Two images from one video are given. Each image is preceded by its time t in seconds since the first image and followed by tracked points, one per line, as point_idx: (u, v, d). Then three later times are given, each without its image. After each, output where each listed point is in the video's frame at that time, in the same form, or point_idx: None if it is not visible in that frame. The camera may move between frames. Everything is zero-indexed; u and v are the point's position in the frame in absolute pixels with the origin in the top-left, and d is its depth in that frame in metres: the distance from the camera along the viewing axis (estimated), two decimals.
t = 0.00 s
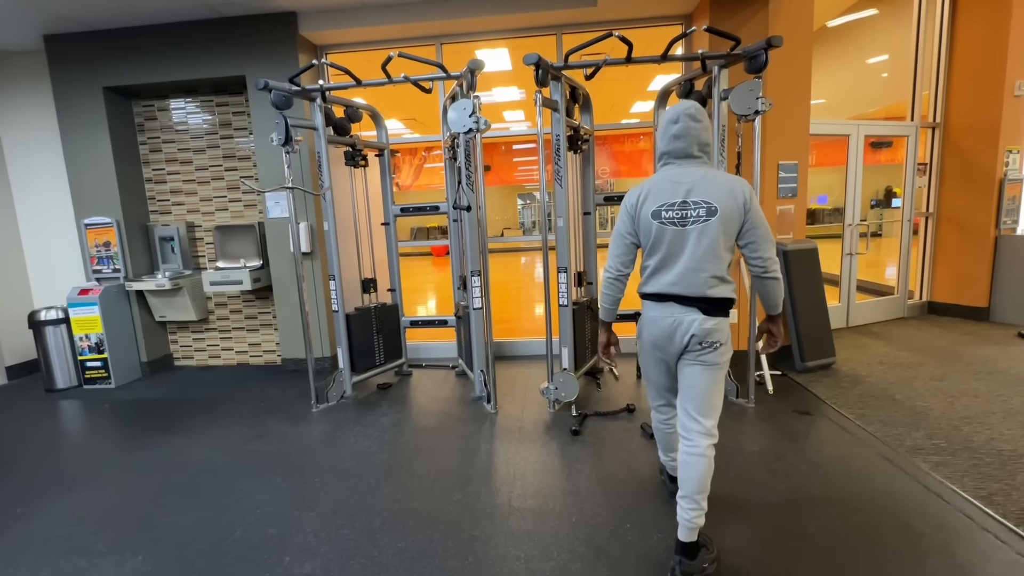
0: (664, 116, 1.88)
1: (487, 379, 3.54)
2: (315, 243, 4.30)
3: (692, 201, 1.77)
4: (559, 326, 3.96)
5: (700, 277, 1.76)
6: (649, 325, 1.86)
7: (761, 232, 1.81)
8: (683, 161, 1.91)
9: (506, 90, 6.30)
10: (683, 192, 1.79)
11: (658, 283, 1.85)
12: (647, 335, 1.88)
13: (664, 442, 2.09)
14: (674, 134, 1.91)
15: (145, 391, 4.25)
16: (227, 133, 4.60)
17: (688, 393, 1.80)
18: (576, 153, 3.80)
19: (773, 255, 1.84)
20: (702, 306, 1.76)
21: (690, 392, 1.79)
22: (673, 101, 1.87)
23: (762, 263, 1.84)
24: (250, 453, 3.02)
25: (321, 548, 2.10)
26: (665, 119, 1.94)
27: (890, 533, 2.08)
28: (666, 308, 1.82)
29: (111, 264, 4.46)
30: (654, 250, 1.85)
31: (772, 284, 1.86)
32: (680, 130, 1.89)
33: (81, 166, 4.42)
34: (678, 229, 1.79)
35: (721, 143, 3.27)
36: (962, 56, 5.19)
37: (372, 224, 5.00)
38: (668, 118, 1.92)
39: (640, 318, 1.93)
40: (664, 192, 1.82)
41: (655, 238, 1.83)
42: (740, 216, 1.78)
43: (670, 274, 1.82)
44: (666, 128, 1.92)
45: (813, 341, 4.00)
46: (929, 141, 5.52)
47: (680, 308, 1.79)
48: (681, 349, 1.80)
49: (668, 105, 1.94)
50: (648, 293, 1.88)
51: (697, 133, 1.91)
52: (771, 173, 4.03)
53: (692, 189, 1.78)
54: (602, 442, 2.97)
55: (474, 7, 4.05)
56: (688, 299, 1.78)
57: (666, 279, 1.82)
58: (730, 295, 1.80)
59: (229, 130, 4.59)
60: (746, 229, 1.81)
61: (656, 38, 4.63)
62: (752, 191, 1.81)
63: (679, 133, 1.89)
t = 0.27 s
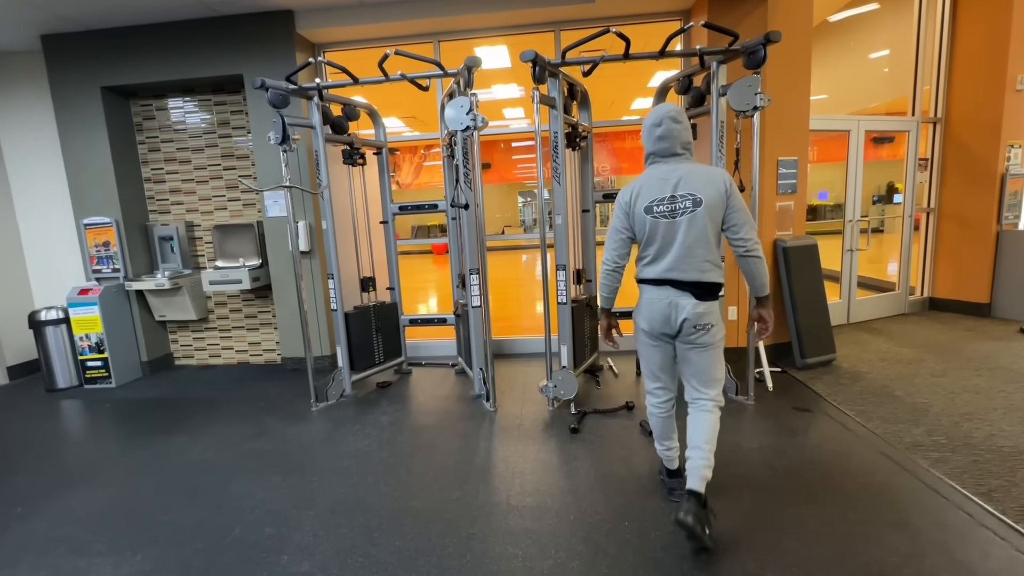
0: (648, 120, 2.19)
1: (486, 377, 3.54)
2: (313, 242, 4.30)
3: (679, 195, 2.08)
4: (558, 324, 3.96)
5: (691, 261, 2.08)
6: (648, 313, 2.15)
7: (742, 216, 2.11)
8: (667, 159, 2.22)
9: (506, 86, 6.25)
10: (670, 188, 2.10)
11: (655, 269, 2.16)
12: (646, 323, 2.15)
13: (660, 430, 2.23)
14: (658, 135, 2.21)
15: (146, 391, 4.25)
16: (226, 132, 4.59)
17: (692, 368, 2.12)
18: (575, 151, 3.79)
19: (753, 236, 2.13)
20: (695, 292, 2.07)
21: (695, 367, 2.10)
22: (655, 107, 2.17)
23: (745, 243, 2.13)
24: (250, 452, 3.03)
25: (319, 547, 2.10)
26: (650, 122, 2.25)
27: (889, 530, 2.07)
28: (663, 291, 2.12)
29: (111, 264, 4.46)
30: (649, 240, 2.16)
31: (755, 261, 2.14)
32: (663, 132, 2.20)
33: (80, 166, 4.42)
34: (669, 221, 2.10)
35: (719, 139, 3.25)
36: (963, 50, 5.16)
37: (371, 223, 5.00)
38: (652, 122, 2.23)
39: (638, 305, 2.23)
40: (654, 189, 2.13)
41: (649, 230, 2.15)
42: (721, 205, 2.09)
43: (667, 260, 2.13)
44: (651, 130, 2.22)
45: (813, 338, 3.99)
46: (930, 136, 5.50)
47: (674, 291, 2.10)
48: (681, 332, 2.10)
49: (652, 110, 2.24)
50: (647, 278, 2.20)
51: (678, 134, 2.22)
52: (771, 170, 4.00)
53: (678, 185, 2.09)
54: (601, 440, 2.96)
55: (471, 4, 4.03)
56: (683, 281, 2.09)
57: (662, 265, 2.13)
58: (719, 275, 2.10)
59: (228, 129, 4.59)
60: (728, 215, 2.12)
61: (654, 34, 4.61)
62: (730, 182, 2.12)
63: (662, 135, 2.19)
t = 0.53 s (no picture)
0: (643, 120, 2.28)
1: (482, 375, 3.53)
2: (310, 240, 4.29)
3: (671, 190, 2.21)
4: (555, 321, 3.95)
5: (684, 252, 2.21)
6: (645, 302, 2.25)
7: (728, 210, 2.28)
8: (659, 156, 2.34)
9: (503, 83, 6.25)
10: (663, 183, 2.23)
11: (649, 260, 2.28)
12: (644, 312, 2.24)
13: (654, 422, 2.28)
14: (652, 133, 2.33)
15: (142, 389, 4.25)
16: (221, 130, 4.57)
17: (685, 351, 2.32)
18: (570, 147, 3.77)
19: (739, 228, 2.31)
20: (690, 282, 2.22)
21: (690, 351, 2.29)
22: (650, 107, 2.26)
23: (731, 235, 2.31)
24: (246, 450, 3.03)
25: (314, 545, 2.10)
26: (643, 120, 2.35)
27: (883, 526, 2.07)
28: (659, 282, 2.24)
29: (107, 263, 4.45)
30: (643, 232, 2.28)
31: (741, 252, 2.34)
32: (656, 131, 2.31)
33: (74, 165, 4.40)
34: (662, 214, 2.22)
35: (715, 135, 3.25)
36: (961, 45, 5.14)
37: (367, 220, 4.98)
38: (646, 120, 2.33)
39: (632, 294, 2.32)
40: (648, 184, 2.24)
41: (643, 223, 2.26)
42: (710, 199, 2.23)
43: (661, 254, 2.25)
44: (645, 128, 2.33)
45: (809, 334, 3.99)
46: (927, 132, 5.48)
47: (670, 281, 2.22)
48: (678, 320, 2.24)
49: (645, 108, 2.33)
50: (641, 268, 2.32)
51: (670, 132, 2.34)
52: (767, 166, 3.99)
53: (670, 180, 2.22)
54: (597, 436, 2.96)
55: None
56: (677, 272, 2.22)
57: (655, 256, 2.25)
58: (710, 265, 2.25)
59: (223, 126, 4.57)
60: (716, 209, 2.28)
61: (651, 29, 4.58)
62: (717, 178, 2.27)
63: (656, 133, 2.31)
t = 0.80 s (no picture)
0: (644, 122, 2.29)
1: (474, 371, 3.53)
2: (301, 236, 4.27)
3: (667, 188, 2.24)
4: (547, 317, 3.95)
5: (675, 249, 2.26)
6: (637, 293, 2.27)
7: (718, 208, 2.36)
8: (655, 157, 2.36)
9: (498, 79, 6.30)
10: (658, 181, 2.25)
11: (640, 254, 2.32)
12: (637, 302, 2.26)
13: (643, 410, 2.29)
14: (650, 135, 2.35)
15: (133, 387, 4.22)
16: (210, 125, 4.53)
17: (671, 339, 2.40)
18: (562, 142, 3.76)
19: (727, 226, 2.40)
20: (680, 274, 2.28)
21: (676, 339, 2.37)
22: (650, 109, 2.26)
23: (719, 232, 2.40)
24: (237, 448, 3.02)
25: (302, 542, 2.10)
26: (642, 121, 2.35)
27: (870, 519, 2.08)
28: (650, 274, 2.28)
29: (95, 260, 4.41)
30: (637, 227, 2.30)
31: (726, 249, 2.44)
32: (655, 133, 2.34)
33: (62, 161, 4.35)
34: (656, 211, 2.26)
35: (707, 130, 3.25)
36: (953, 41, 5.15)
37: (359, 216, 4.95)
38: (645, 120, 2.33)
39: (623, 284, 2.34)
40: (644, 181, 2.26)
41: (637, 219, 2.29)
42: (702, 199, 2.29)
43: (653, 248, 2.30)
44: (644, 129, 2.34)
45: (801, 329, 4.00)
46: (920, 127, 5.49)
47: (661, 273, 2.28)
48: (668, 310, 2.30)
49: (643, 109, 2.33)
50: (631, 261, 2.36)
51: (665, 133, 2.38)
52: (759, 161, 3.98)
53: (666, 178, 2.25)
54: (588, 432, 2.97)
55: None
56: (667, 266, 2.28)
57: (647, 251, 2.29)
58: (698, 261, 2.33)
59: (213, 122, 4.53)
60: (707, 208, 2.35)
61: (645, 24, 4.58)
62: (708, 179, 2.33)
63: (655, 135, 2.33)
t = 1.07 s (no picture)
0: (646, 125, 2.54)
1: (466, 369, 3.52)
2: (291, 234, 4.24)
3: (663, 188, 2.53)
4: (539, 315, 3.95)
5: (667, 242, 2.57)
6: (636, 286, 2.55)
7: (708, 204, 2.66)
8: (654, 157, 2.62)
9: (492, 76, 6.28)
10: (657, 180, 2.54)
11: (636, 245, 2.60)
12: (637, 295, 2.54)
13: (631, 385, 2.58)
14: (650, 136, 2.63)
15: (122, 386, 4.19)
16: (200, 122, 4.49)
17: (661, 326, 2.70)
18: (554, 139, 3.75)
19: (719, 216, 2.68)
20: (675, 267, 2.57)
21: (666, 327, 2.68)
22: (652, 113, 2.50)
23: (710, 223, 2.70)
24: (226, 447, 2.99)
25: (289, 542, 2.08)
26: (643, 124, 2.60)
27: (857, 515, 2.09)
28: (648, 267, 2.56)
29: (83, 257, 4.37)
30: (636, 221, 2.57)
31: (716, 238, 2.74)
32: (655, 135, 2.62)
33: (48, 157, 4.30)
34: (655, 207, 2.54)
35: (698, 127, 3.25)
36: (944, 40, 5.18)
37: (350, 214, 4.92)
38: (647, 124, 2.60)
39: (622, 277, 2.61)
40: (645, 180, 2.54)
41: (636, 213, 2.57)
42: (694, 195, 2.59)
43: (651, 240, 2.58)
44: (645, 132, 2.62)
45: (792, 326, 4.02)
46: (911, 125, 5.52)
47: (658, 266, 2.56)
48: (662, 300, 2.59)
49: (645, 112, 2.58)
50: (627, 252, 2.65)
51: (664, 135, 2.66)
52: (751, 159, 3.98)
53: (663, 178, 2.54)
54: (579, 430, 2.97)
55: None
56: (664, 258, 2.57)
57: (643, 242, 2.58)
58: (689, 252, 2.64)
59: (202, 118, 4.48)
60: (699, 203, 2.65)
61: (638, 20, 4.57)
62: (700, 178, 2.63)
63: (655, 137, 2.62)
